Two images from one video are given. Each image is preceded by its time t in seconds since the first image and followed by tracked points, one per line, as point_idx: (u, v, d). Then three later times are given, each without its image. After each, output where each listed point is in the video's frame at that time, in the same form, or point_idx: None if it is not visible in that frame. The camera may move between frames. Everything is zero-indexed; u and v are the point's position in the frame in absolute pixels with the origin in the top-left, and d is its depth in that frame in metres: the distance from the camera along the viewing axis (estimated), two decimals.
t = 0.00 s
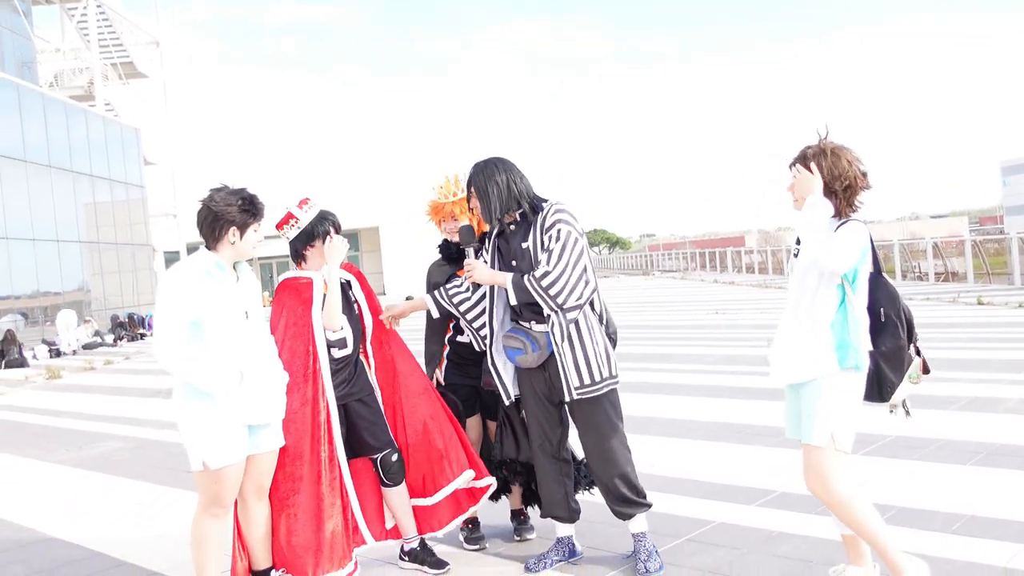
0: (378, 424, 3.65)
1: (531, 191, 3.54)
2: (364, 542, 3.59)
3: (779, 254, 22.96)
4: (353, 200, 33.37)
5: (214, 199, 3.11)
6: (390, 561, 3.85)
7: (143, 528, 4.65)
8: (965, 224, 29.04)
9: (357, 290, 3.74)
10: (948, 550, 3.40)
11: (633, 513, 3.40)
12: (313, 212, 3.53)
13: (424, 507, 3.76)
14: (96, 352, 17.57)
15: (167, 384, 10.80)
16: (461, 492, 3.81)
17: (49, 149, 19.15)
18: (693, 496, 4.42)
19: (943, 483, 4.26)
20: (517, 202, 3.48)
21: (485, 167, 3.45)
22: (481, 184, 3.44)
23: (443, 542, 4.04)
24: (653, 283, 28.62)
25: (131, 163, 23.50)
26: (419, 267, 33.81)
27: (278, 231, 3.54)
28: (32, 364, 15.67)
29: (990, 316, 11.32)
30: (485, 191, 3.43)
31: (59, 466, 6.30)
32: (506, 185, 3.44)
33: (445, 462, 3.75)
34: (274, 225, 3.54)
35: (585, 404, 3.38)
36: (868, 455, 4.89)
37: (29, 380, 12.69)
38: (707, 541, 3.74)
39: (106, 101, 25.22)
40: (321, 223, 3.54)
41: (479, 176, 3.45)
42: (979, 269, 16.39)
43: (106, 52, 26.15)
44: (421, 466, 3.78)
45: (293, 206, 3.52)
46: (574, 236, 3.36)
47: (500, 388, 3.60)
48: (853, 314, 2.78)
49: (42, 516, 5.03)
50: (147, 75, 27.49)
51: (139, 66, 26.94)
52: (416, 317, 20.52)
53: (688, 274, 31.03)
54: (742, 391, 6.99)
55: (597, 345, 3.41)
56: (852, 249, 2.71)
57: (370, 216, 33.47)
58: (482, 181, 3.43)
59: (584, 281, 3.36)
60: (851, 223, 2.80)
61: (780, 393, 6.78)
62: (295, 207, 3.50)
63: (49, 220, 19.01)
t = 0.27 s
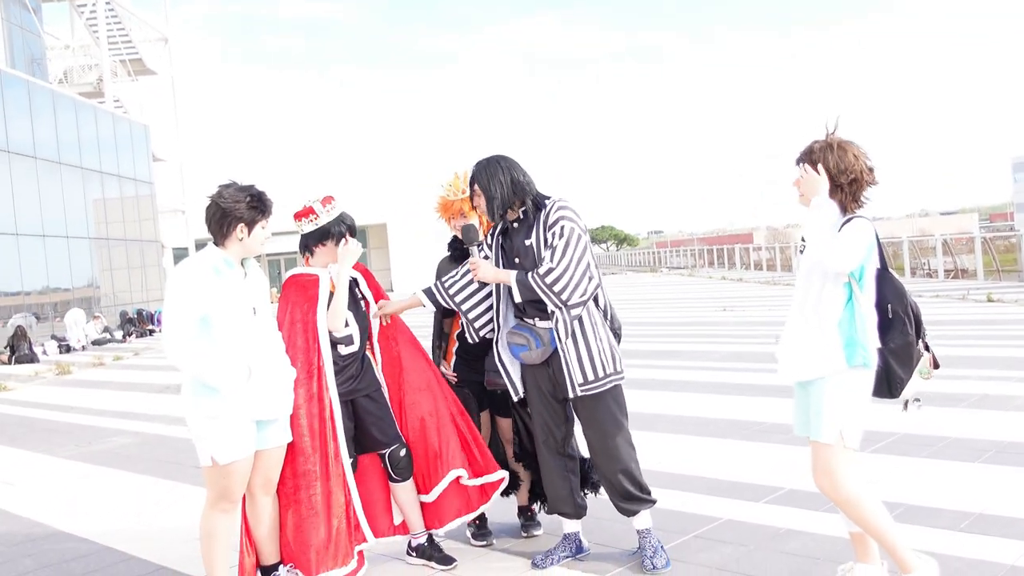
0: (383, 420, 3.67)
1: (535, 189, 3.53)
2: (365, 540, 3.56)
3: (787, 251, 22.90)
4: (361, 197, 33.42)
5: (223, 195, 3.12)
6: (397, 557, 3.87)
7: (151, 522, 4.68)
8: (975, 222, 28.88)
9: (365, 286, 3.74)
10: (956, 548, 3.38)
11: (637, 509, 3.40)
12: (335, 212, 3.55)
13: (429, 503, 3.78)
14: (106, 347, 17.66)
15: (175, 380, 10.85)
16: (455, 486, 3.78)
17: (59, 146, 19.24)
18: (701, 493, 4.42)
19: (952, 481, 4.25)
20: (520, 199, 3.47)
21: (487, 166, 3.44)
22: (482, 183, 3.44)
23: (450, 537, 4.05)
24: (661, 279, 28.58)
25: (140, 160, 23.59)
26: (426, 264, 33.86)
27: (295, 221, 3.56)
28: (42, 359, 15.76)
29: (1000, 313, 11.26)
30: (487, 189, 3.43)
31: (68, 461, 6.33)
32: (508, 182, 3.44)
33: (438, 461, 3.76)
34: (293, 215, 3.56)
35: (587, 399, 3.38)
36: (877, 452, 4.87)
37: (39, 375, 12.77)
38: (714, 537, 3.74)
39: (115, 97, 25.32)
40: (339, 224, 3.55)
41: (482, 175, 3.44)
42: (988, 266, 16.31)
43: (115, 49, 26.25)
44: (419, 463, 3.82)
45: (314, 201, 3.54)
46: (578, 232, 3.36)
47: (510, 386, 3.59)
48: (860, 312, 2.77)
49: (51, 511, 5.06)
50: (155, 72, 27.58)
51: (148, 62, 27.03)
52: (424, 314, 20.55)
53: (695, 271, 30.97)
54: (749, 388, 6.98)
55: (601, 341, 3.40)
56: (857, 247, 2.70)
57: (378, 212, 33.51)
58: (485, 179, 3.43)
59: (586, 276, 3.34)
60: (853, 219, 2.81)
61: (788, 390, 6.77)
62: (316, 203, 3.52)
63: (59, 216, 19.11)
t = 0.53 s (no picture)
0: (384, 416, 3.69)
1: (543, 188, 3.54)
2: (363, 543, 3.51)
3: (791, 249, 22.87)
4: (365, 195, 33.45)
5: (226, 193, 3.12)
6: (400, 554, 3.87)
7: (155, 520, 4.69)
8: (980, 220, 28.80)
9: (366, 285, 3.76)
10: (960, 546, 3.38)
11: (635, 511, 3.39)
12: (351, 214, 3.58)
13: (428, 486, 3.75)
14: (110, 345, 17.71)
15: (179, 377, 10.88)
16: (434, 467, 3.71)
17: (64, 144, 19.30)
18: (704, 491, 4.41)
19: (956, 479, 4.24)
20: (528, 198, 3.47)
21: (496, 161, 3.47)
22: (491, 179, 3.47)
23: (453, 535, 4.05)
24: (665, 278, 28.57)
25: (145, 158, 23.64)
26: (430, 262, 33.89)
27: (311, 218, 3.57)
28: (47, 357, 15.81)
29: (1004, 312, 11.23)
30: (496, 185, 3.46)
31: (73, 458, 6.36)
32: (516, 180, 3.44)
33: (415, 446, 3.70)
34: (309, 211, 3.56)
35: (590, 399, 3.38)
36: (881, 451, 4.87)
37: (44, 373, 12.82)
38: (717, 535, 3.74)
39: (120, 96, 25.38)
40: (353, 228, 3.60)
41: (490, 170, 3.47)
42: (993, 265, 16.27)
43: (120, 47, 26.30)
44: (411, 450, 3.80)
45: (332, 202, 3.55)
46: (587, 234, 3.36)
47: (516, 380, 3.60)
48: (865, 312, 2.76)
49: (56, 507, 5.08)
50: (160, 70, 27.64)
51: (153, 61, 27.08)
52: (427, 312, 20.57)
53: (699, 269, 30.94)
54: (753, 386, 6.98)
55: (606, 342, 3.40)
56: (861, 248, 2.70)
57: (382, 210, 33.53)
58: (492, 175, 3.46)
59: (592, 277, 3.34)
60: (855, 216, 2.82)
61: (792, 388, 6.76)
62: (335, 204, 3.54)
63: (64, 214, 19.17)
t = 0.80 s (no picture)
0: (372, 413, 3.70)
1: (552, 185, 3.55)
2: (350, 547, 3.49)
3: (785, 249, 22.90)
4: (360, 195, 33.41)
5: (222, 192, 3.12)
6: (393, 553, 3.87)
7: (149, 519, 4.68)
8: (974, 219, 28.86)
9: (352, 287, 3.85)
10: (952, 545, 3.39)
11: (625, 514, 3.39)
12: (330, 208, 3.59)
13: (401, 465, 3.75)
14: (105, 345, 17.67)
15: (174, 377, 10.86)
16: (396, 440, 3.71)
17: (58, 142, 19.24)
18: (698, 490, 4.42)
19: (949, 477, 4.25)
20: (535, 195, 3.47)
21: (506, 154, 3.48)
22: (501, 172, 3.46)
23: (447, 534, 4.06)
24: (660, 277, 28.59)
25: (140, 157, 23.58)
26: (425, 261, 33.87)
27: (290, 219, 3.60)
28: (41, 356, 15.76)
29: (998, 311, 11.25)
30: (505, 178, 3.45)
31: (67, 458, 6.34)
32: (527, 174, 3.45)
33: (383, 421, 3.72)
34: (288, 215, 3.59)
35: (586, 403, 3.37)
36: (875, 449, 4.88)
37: (38, 372, 12.78)
38: (711, 534, 3.74)
39: (114, 94, 25.31)
40: (336, 221, 3.59)
41: (501, 162, 3.47)
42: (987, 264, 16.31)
43: (114, 45, 26.23)
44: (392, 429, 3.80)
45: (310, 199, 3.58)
46: (590, 239, 3.36)
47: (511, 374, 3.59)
48: (863, 311, 2.77)
49: (50, 507, 5.07)
50: (155, 69, 27.57)
51: (148, 59, 27.01)
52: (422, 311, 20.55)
53: (694, 268, 30.98)
54: (748, 385, 6.98)
55: (599, 345, 3.41)
56: (857, 251, 2.70)
57: (377, 210, 33.50)
58: (501, 167, 3.46)
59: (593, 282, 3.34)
60: (850, 214, 2.84)
61: (786, 387, 6.77)
62: (312, 200, 3.57)
63: (58, 213, 19.12)
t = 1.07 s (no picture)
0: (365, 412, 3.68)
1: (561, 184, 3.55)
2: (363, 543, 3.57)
3: (780, 248, 22.94)
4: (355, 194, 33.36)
5: (219, 193, 3.11)
6: (387, 552, 3.87)
7: (142, 519, 4.67)
8: (967, 219, 28.94)
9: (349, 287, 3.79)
10: (945, 543, 3.40)
11: (618, 516, 3.39)
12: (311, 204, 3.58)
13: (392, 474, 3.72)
14: (98, 345, 17.61)
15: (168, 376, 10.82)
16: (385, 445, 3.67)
17: (51, 141, 19.18)
18: (692, 489, 4.43)
19: (942, 476, 4.27)
20: (545, 194, 3.47)
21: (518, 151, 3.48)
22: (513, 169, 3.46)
23: (440, 533, 4.06)
24: (654, 277, 28.62)
25: (133, 156, 23.52)
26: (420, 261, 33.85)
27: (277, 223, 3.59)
28: (34, 356, 15.70)
29: (991, 310, 11.28)
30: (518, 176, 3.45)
31: (60, 458, 6.31)
32: (540, 172, 3.46)
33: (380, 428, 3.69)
34: (274, 219, 3.59)
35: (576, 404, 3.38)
36: (869, 448, 4.89)
37: (30, 372, 12.73)
38: (705, 533, 3.75)
39: (108, 93, 25.23)
40: (321, 214, 3.56)
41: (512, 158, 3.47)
42: (980, 264, 16.36)
43: (108, 44, 26.13)
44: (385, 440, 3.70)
45: (291, 199, 3.58)
46: (595, 240, 3.35)
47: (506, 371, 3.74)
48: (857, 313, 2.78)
49: (43, 508, 5.05)
50: (149, 68, 27.49)
51: (141, 58, 26.92)
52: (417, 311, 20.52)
53: (688, 268, 31.01)
54: (743, 385, 6.99)
55: (595, 347, 3.39)
56: (854, 254, 2.70)
57: (372, 209, 33.45)
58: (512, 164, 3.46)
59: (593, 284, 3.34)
60: (842, 213, 2.82)
61: (780, 386, 6.78)
62: (293, 199, 3.57)
63: (51, 213, 19.05)
